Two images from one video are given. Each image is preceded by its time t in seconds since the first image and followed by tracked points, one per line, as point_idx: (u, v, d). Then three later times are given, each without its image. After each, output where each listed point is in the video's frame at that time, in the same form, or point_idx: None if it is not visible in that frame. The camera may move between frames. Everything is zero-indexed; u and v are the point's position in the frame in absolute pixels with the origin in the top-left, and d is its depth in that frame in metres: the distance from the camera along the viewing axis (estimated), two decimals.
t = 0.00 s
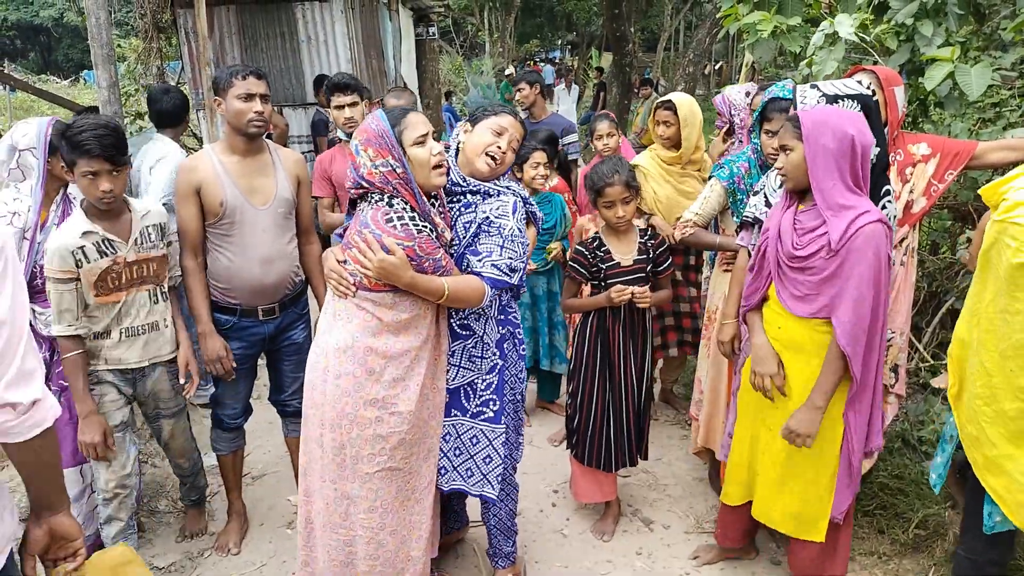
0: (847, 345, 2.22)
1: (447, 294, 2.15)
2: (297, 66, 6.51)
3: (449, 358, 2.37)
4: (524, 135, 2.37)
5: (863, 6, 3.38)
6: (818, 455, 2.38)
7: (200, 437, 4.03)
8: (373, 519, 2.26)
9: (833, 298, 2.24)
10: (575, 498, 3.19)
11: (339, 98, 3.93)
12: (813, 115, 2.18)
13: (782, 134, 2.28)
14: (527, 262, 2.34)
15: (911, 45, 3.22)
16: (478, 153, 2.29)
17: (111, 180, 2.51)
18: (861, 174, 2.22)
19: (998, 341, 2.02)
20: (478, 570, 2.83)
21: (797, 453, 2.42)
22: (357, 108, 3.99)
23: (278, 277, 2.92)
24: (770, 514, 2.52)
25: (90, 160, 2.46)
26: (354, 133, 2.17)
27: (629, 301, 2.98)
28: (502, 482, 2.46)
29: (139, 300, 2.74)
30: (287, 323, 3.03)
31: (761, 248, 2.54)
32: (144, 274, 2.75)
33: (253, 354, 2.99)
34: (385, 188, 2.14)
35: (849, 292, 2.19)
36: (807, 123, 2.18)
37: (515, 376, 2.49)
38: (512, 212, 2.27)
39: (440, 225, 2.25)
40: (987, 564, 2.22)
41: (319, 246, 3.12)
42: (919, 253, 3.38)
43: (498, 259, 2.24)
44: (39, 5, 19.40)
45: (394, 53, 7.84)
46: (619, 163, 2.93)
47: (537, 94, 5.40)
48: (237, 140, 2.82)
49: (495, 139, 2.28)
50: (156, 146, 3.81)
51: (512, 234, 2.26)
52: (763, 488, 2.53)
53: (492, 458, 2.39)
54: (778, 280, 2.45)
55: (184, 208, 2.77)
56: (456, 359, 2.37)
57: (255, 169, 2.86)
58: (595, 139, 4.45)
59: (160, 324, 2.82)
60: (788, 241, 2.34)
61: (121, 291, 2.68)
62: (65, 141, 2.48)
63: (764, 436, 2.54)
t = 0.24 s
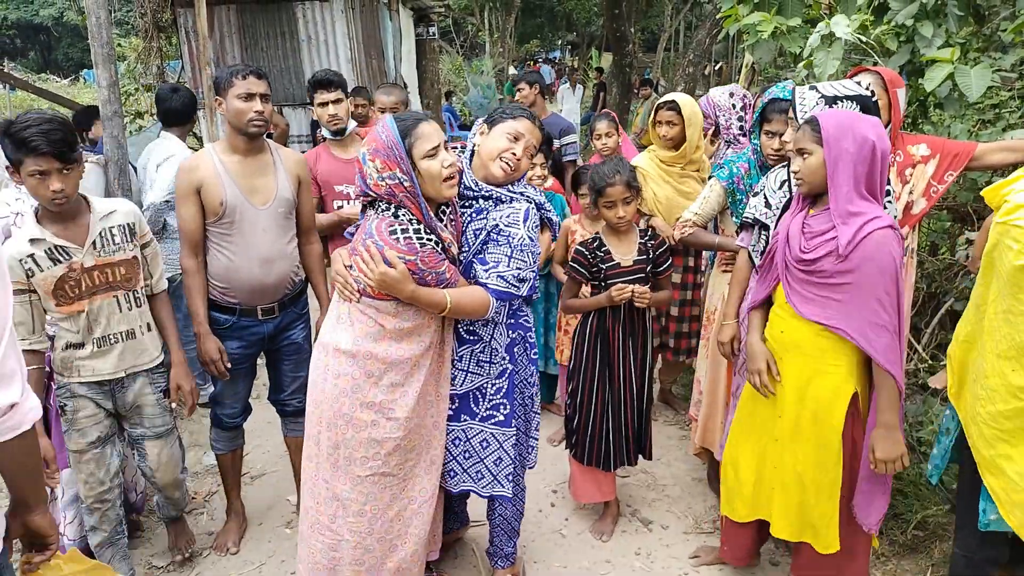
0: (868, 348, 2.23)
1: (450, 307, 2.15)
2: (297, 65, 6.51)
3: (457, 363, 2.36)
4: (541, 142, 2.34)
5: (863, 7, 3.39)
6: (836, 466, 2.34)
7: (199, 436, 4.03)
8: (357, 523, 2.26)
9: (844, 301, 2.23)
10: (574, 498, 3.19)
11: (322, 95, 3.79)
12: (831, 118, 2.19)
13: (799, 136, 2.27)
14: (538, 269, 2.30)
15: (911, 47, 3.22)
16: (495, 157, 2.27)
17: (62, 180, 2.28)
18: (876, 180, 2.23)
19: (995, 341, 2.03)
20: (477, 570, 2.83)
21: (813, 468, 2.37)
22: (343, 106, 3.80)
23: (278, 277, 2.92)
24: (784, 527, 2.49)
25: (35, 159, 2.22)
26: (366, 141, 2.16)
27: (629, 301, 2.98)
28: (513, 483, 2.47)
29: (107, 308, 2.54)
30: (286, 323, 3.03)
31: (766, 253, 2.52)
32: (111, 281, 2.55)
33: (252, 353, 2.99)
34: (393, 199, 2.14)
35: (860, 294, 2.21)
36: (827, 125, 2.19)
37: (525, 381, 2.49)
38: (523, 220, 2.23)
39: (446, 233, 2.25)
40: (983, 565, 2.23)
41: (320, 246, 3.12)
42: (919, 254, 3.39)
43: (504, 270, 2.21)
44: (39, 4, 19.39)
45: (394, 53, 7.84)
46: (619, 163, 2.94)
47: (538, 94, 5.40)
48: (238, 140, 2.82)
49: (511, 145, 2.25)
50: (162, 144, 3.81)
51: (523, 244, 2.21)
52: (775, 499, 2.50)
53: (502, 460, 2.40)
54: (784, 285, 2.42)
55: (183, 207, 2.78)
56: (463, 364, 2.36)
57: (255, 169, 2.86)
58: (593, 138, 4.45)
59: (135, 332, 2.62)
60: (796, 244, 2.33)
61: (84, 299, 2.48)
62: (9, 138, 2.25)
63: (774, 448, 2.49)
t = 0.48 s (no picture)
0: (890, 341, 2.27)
1: (451, 320, 2.15)
2: (294, 63, 6.49)
3: (457, 364, 2.35)
4: (550, 148, 2.34)
5: (861, 6, 3.39)
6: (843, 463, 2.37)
7: (196, 434, 4.03)
8: (355, 521, 2.27)
9: (869, 297, 2.25)
10: (572, 496, 3.19)
11: (308, 94, 3.78)
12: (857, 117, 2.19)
13: (826, 139, 2.19)
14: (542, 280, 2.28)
15: (908, 45, 3.24)
16: (502, 164, 2.26)
17: (42, 180, 2.14)
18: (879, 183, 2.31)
19: (994, 334, 2.03)
20: (475, 568, 2.83)
21: (823, 466, 2.39)
22: (327, 106, 3.80)
23: (275, 274, 2.92)
24: (797, 534, 2.46)
25: (13, 155, 2.08)
26: (365, 157, 2.11)
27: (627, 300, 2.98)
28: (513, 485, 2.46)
29: (84, 317, 2.37)
30: (284, 321, 3.03)
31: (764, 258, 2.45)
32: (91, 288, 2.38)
33: (250, 351, 2.99)
34: (394, 214, 2.13)
35: (884, 289, 2.25)
36: (856, 124, 2.18)
37: (525, 382, 2.48)
38: (529, 231, 2.21)
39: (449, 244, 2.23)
40: (978, 561, 2.25)
41: (319, 244, 3.12)
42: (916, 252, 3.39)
43: (507, 283, 2.20)
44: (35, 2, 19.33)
45: (391, 51, 7.84)
46: (618, 161, 2.94)
47: (535, 92, 5.40)
48: (236, 138, 2.82)
49: (520, 152, 2.25)
50: (162, 142, 3.82)
51: (527, 255, 2.19)
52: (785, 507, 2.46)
53: (502, 463, 2.39)
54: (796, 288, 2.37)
55: (180, 205, 2.79)
56: (464, 366, 2.34)
57: (253, 167, 2.86)
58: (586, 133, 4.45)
59: (116, 343, 2.45)
60: (813, 247, 2.28)
61: (60, 307, 2.32)
62: None
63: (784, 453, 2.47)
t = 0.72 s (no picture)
0: (890, 332, 2.31)
1: (451, 323, 2.15)
2: (294, 62, 6.49)
3: (460, 364, 2.35)
4: (550, 147, 2.33)
5: (860, 4, 3.40)
6: (850, 458, 2.42)
7: (197, 433, 4.03)
8: (363, 516, 2.27)
9: (872, 291, 2.28)
10: (572, 494, 3.19)
11: (307, 96, 3.79)
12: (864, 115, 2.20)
13: (842, 139, 2.17)
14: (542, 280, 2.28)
15: (908, 44, 3.25)
16: (502, 166, 2.26)
17: (57, 193, 2.08)
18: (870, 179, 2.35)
19: (1000, 328, 2.02)
20: (476, 567, 2.84)
21: (830, 465, 2.42)
22: (325, 107, 3.80)
23: (275, 273, 2.92)
24: (807, 535, 2.48)
25: (29, 167, 2.02)
26: (362, 165, 2.11)
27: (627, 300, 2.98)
28: (516, 484, 2.47)
29: (79, 338, 2.26)
30: (284, 320, 3.03)
31: (763, 260, 2.43)
32: (89, 306, 2.27)
33: (251, 350, 2.99)
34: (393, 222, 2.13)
35: (885, 281, 2.28)
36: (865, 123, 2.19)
37: (527, 380, 2.49)
38: (528, 231, 2.20)
39: (449, 247, 2.23)
40: (977, 559, 2.25)
41: (320, 243, 3.12)
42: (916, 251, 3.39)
43: (508, 285, 2.20)
44: (35, 2, 19.33)
45: (391, 50, 7.84)
46: (619, 160, 2.95)
47: (535, 91, 5.40)
48: (234, 138, 2.82)
49: (519, 152, 2.24)
50: (158, 142, 3.82)
51: (527, 255, 2.19)
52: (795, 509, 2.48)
53: (505, 462, 2.39)
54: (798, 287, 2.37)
55: (181, 205, 2.81)
56: (466, 366, 2.35)
57: (253, 166, 2.86)
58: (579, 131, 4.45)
59: (112, 367, 2.34)
60: (819, 245, 2.28)
61: (57, 324, 2.22)
62: None
63: (791, 455, 2.48)
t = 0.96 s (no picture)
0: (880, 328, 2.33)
1: (453, 320, 2.15)
2: (294, 63, 6.50)
3: (459, 365, 2.36)
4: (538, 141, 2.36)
5: (861, 4, 3.40)
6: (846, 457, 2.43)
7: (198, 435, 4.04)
8: (370, 517, 2.27)
9: (859, 288, 2.31)
10: (573, 495, 3.19)
11: (313, 98, 3.73)
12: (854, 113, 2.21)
13: (838, 139, 2.18)
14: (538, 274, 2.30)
15: (908, 44, 3.24)
16: (496, 159, 2.27)
17: (91, 204, 1.92)
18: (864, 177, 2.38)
19: (1000, 328, 2.02)
20: (478, 569, 2.83)
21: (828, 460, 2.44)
22: (331, 109, 3.79)
23: (275, 273, 2.92)
24: (809, 527, 2.52)
25: (62, 176, 1.87)
26: (359, 170, 2.11)
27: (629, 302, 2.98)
28: (517, 482, 2.48)
29: (95, 364, 2.12)
30: (285, 322, 3.03)
31: (752, 256, 2.46)
32: (108, 330, 2.13)
33: (252, 351, 2.99)
34: (389, 227, 2.13)
35: (874, 278, 2.31)
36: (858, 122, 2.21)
37: (525, 378, 2.50)
38: (524, 225, 2.22)
39: (446, 248, 2.23)
40: (980, 560, 2.25)
41: (322, 243, 3.10)
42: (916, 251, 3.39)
43: (506, 279, 2.20)
44: (36, 3, 19.35)
45: (392, 51, 7.85)
46: (622, 161, 2.95)
47: (536, 92, 5.40)
48: (235, 139, 2.83)
49: (512, 145, 2.26)
50: (151, 146, 3.81)
51: (523, 249, 2.21)
52: (796, 501, 2.54)
53: (506, 460, 2.40)
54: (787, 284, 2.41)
55: (183, 206, 2.82)
56: (465, 367, 2.36)
57: (253, 166, 2.86)
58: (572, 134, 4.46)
59: (128, 394, 2.19)
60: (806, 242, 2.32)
61: (72, 346, 2.07)
62: (30, 146, 1.89)
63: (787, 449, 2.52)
